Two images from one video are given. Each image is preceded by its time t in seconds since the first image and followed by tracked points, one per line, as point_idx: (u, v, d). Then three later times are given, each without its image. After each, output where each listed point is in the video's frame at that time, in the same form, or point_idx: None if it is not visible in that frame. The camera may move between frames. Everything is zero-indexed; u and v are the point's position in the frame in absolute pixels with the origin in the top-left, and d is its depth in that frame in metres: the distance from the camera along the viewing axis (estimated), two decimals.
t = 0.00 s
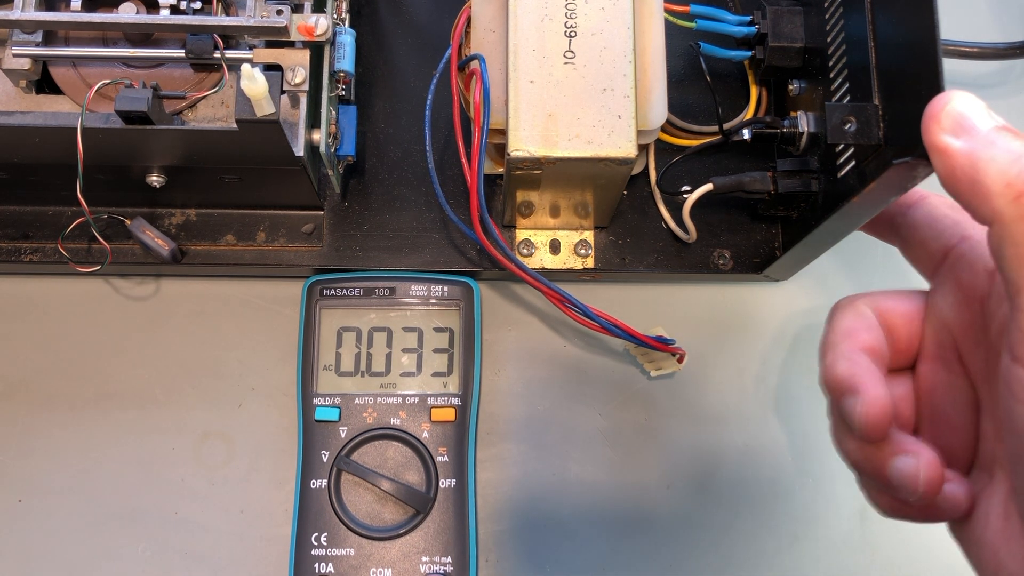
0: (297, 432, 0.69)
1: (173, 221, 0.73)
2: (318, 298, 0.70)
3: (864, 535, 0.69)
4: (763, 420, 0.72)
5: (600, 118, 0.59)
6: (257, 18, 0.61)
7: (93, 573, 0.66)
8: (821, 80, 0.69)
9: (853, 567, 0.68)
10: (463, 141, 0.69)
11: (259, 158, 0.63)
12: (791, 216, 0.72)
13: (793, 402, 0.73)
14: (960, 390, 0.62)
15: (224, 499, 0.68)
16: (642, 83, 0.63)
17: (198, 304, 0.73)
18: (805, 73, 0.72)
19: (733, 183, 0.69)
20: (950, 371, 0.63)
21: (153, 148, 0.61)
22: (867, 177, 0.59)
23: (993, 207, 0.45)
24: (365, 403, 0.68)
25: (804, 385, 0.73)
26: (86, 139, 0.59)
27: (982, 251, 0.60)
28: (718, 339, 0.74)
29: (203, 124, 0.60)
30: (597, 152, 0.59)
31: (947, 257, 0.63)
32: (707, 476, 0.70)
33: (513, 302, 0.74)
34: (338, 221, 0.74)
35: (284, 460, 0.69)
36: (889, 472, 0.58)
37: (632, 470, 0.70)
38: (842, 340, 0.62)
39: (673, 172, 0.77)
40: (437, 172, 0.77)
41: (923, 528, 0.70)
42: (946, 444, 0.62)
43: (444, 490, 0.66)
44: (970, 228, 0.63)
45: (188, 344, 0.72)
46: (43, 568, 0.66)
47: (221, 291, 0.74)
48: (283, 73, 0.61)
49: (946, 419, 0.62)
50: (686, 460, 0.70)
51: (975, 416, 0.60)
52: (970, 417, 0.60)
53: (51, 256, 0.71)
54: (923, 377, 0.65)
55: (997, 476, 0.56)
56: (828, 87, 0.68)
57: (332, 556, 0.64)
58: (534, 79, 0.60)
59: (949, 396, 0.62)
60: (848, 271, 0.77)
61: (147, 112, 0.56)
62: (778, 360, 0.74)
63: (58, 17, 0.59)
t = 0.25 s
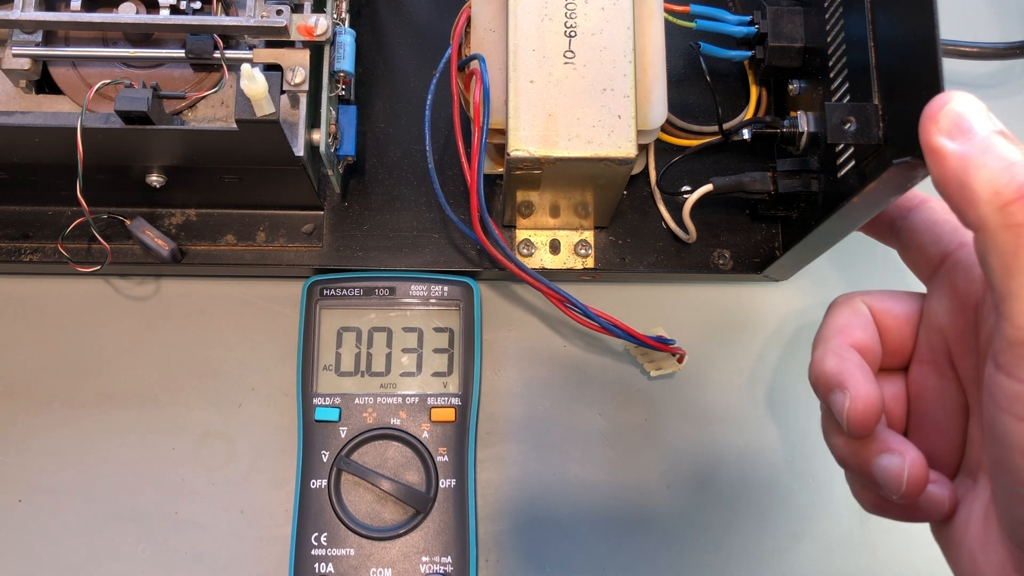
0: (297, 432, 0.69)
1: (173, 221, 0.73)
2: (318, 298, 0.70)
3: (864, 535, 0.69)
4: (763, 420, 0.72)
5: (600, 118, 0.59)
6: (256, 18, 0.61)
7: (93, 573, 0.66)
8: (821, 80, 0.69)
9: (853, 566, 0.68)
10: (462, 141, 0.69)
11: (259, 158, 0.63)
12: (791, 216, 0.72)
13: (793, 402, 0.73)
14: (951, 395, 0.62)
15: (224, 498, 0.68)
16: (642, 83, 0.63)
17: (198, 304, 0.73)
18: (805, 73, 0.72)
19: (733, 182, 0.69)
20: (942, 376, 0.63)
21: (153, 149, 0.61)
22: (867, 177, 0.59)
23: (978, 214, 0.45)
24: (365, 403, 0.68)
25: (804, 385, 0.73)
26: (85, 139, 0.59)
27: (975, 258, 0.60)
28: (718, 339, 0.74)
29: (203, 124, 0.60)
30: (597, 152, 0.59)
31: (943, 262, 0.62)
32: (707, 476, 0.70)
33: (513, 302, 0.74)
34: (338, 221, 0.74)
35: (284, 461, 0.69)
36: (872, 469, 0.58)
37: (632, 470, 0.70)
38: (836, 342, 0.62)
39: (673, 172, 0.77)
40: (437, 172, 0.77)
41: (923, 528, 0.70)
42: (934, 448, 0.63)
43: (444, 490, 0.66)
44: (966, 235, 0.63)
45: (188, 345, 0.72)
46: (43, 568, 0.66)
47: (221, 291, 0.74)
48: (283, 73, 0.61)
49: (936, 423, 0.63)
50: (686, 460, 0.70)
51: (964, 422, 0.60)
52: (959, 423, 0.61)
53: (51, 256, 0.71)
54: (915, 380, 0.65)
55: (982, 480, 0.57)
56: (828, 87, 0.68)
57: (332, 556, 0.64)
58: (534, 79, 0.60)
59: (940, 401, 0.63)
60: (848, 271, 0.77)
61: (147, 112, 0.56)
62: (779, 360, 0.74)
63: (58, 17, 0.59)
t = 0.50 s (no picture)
0: (297, 432, 0.69)
1: (173, 221, 0.73)
2: (318, 297, 0.70)
3: (864, 535, 0.69)
4: (763, 421, 0.72)
5: (600, 118, 0.59)
6: (256, 18, 0.61)
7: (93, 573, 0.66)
8: (821, 80, 0.69)
9: (853, 566, 0.69)
10: (463, 141, 0.69)
11: (259, 157, 0.63)
12: (791, 216, 0.72)
13: (794, 402, 0.73)
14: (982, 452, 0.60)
15: (224, 498, 0.68)
16: (642, 83, 0.63)
17: (198, 304, 0.73)
18: (805, 73, 0.72)
19: (733, 182, 0.69)
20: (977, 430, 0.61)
21: (153, 149, 0.61)
22: (867, 177, 0.59)
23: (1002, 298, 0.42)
24: (365, 403, 0.68)
25: (804, 385, 0.73)
26: (85, 139, 0.59)
27: None
28: (718, 339, 0.74)
29: (203, 124, 0.60)
30: (597, 152, 0.59)
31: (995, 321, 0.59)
32: (706, 476, 0.70)
33: (513, 302, 0.74)
34: (338, 221, 0.74)
35: (284, 461, 0.69)
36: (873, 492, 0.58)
37: (632, 470, 0.70)
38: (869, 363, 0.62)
39: (673, 172, 0.77)
40: (437, 172, 0.77)
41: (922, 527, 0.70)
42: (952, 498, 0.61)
43: (444, 490, 0.66)
44: None
45: (188, 345, 0.72)
46: (43, 568, 0.66)
47: (221, 291, 0.74)
48: (282, 73, 0.61)
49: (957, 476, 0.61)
50: (686, 461, 0.70)
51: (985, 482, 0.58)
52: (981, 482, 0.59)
53: (51, 256, 0.71)
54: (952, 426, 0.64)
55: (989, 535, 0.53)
56: (828, 87, 0.68)
57: (332, 556, 0.64)
58: (534, 79, 0.60)
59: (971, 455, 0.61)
60: (848, 270, 0.77)
61: (147, 112, 0.56)
62: (779, 360, 0.74)
63: (58, 17, 0.59)
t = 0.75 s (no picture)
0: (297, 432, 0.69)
1: (173, 221, 0.73)
2: (318, 297, 0.70)
3: (864, 534, 0.69)
4: (763, 420, 0.72)
5: (600, 118, 0.59)
6: (257, 18, 0.61)
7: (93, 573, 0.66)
8: (821, 80, 0.69)
9: (853, 566, 0.69)
10: (463, 141, 0.69)
11: (259, 157, 0.63)
12: (791, 216, 0.72)
13: (794, 402, 0.73)
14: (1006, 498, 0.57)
15: (224, 499, 0.68)
16: (642, 83, 0.63)
17: (198, 304, 0.73)
18: (805, 73, 0.72)
19: (733, 182, 0.69)
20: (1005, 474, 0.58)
21: (153, 148, 0.61)
22: (867, 177, 0.59)
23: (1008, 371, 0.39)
24: (365, 403, 0.68)
25: (804, 385, 0.73)
26: (85, 139, 0.59)
27: None
28: (718, 339, 0.74)
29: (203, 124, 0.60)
30: (598, 152, 0.59)
31: None
32: (706, 476, 0.70)
33: (513, 302, 0.74)
34: (338, 221, 0.74)
35: (284, 461, 0.69)
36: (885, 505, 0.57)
37: (631, 470, 0.70)
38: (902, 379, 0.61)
39: (673, 172, 0.77)
40: (437, 172, 0.77)
41: (922, 527, 0.70)
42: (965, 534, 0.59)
43: (444, 490, 0.66)
44: None
45: (188, 345, 0.72)
46: (43, 568, 0.66)
47: (221, 291, 0.74)
48: (283, 73, 0.61)
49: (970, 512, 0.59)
50: (685, 461, 0.70)
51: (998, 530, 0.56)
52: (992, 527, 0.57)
53: (51, 256, 0.71)
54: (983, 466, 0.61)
55: None
56: (828, 87, 0.68)
57: (332, 556, 0.64)
58: (534, 79, 0.60)
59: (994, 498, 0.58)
60: (848, 270, 0.77)
61: (147, 112, 0.56)
62: (779, 360, 0.74)
63: (58, 17, 0.59)
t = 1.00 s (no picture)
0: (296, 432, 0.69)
1: (173, 221, 0.73)
2: (318, 297, 0.70)
3: (864, 534, 0.69)
4: (762, 420, 0.72)
5: (600, 118, 0.59)
6: (256, 18, 0.61)
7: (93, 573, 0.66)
8: (821, 80, 0.69)
9: (852, 566, 0.69)
10: (463, 141, 0.69)
11: (259, 158, 0.63)
12: (790, 216, 0.72)
13: (793, 402, 0.73)
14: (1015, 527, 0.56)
15: (224, 498, 0.68)
16: (642, 83, 0.63)
17: (198, 304, 0.73)
18: (805, 73, 0.72)
19: (733, 182, 0.69)
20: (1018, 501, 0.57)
21: (153, 149, 0.61)
22: (867, 177, 0.59)
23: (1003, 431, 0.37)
24: (365, 403, 0.68)
25: (804, 385, 0.73)
26: (86, 139, 0.59)
27: None
28: (718, 339, 0.74)
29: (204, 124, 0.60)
30: (597, 152, 0.59)
31: None
32: (706, 476, 0.70)
33: (513, 303, 0.74)
34: (338, 221, 0.74)
35: (284, 461, 0.69)
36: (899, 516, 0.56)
37: (631, 470, 0.70)
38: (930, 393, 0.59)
39: (673, 172, 0.77)
40: (437, 172, 0.77)
41: (922, 527, 0.70)
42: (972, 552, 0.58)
43: (444, 490, 0.66)
44: None
45: (188, 345, 0.72)
46: (44, 568, 0.66)
47: (221, 291, 0.74)
48: (283, 74, 0.61)
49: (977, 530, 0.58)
50: (685, 460, 0.70)
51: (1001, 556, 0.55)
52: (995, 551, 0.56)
53: (51, 256, 0.71)
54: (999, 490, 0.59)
55: None
56: (828, 87, 0.68)
57: (332, 556, 0.64)
58: (534, 79, 0.60)
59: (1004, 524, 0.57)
60: (848, 270, 0.77)
61: (147, 112, 0.56)
62: (779, 360, 0.74)
63: (58, 17, 0.59)
